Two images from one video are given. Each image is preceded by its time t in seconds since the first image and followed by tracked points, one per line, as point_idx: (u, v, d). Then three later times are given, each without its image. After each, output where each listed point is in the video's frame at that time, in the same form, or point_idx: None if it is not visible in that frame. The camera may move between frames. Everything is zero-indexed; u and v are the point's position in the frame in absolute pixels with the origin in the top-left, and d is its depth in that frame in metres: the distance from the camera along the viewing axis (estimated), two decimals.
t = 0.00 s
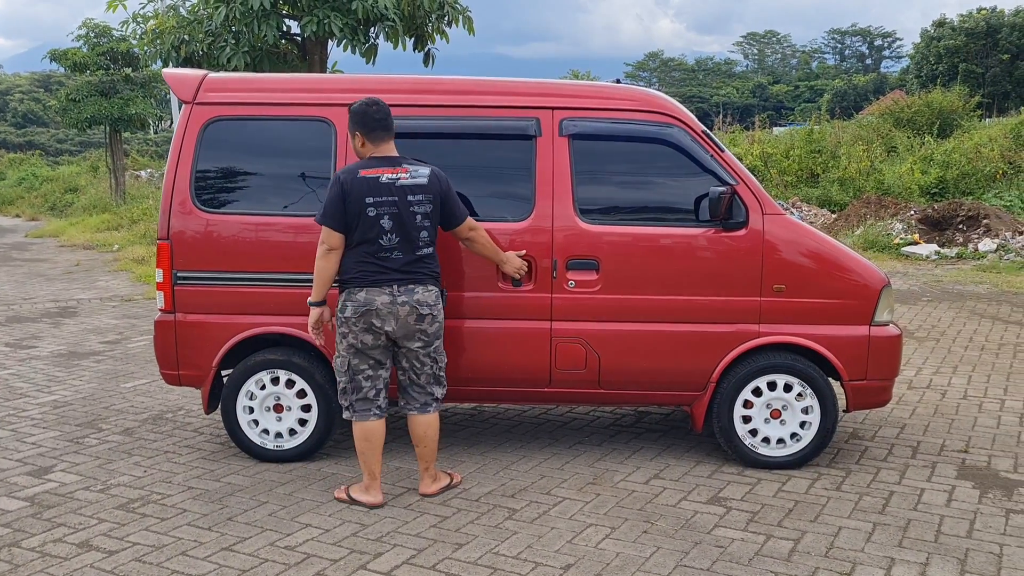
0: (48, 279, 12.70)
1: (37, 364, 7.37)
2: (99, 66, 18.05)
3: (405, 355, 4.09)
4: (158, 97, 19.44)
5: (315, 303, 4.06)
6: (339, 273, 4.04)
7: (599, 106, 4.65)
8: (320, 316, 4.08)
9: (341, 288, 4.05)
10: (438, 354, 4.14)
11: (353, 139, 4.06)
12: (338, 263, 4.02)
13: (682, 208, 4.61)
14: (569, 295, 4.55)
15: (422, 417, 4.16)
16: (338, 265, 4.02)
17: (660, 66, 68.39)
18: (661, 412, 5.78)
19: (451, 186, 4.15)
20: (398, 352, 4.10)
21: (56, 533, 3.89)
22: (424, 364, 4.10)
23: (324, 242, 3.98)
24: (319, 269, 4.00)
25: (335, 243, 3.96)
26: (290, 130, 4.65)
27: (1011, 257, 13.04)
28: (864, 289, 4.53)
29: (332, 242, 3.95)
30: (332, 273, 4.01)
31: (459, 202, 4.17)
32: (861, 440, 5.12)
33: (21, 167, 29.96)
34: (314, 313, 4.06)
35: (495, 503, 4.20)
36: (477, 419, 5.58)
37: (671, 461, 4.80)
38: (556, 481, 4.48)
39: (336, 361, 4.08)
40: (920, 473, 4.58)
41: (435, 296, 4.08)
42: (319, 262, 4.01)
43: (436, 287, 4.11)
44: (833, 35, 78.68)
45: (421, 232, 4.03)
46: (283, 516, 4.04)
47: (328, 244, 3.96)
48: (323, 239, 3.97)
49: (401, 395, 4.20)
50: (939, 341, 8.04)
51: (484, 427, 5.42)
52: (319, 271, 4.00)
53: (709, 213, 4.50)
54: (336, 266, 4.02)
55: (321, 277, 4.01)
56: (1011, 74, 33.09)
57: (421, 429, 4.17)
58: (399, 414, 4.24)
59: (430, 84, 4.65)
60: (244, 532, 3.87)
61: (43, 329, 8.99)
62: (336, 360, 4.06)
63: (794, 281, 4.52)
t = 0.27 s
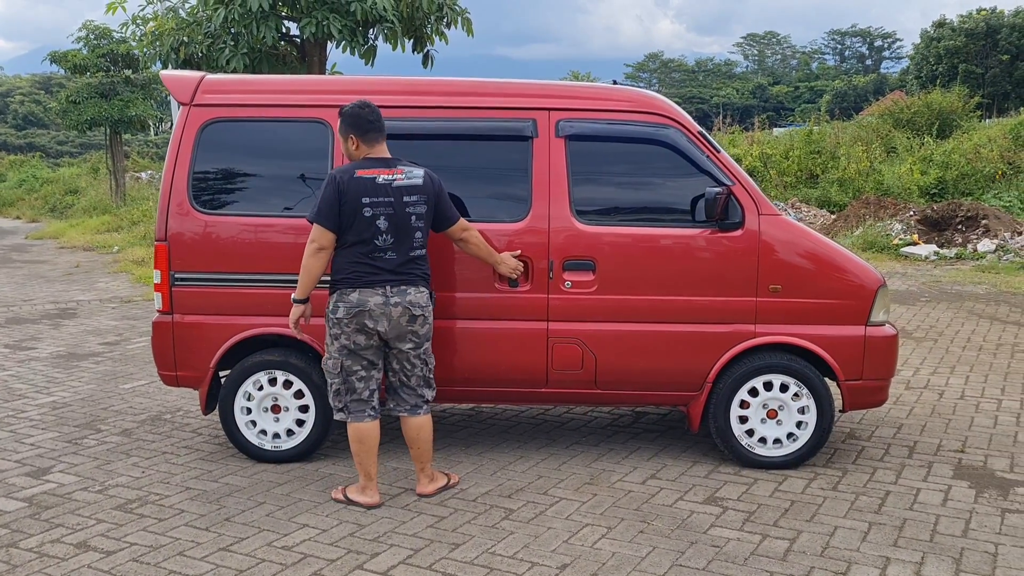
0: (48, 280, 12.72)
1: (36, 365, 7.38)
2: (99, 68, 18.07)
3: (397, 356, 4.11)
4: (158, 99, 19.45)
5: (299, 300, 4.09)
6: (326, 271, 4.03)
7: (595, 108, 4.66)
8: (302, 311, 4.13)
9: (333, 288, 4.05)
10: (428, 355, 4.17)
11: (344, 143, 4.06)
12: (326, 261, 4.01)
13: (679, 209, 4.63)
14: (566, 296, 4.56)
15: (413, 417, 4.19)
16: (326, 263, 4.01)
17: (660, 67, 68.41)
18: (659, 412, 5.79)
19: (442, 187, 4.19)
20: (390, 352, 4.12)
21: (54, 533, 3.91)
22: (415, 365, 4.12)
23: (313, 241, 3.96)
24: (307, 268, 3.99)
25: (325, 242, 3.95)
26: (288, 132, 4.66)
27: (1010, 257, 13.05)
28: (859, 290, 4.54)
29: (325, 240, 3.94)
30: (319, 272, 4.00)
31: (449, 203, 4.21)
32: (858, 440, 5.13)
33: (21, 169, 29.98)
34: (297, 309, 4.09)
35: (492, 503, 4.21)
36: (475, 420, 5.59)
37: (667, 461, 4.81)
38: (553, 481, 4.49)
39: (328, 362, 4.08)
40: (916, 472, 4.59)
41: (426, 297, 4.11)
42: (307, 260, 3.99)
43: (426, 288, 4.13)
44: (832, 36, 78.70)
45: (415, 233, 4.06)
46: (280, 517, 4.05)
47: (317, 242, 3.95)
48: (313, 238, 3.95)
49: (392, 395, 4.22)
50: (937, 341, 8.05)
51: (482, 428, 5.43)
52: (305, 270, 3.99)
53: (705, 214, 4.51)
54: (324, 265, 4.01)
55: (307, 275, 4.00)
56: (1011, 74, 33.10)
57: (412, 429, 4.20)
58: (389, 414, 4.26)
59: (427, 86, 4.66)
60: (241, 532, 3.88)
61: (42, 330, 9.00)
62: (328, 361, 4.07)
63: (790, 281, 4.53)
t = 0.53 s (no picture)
0: (48, 281, 12.73)
1: (35, 366, 7.39)
2: (99, 69, 18.09)
3: (396, 355, 4.12)
4: (158, 100, 19.46)
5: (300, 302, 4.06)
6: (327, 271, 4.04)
7: (593, 108, 4.67)
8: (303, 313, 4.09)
9: (332, 288, 4.06)
10: (427, 355, 4.18)
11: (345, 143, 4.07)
12: (327, 261, 4.02)
13: (677, 209, 4.64)
14: (564, 296, 4.56)
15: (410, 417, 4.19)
16: (327, 262, 4.02)
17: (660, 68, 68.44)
18: (657, 412, 5.80)
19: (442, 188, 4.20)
20: (388, 352, 4.13)
21: (53, 533, 3.91)
22: (414, 364, 4.13)
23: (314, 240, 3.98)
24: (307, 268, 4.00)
25: (326, 240, 3.97)
26: (287, 133, 4.67)
27: (1009, 258, 13.05)
28: (857, 290, 4.55)
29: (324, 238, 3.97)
30: (320, 271, 4.01)
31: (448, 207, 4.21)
32: (856, 441, 5.14)
33: (21, 170, 30.00)
34: (299, 311, 4.07)
35: (490, 503, 4.21)
36: (473, 420, 5.60)
37: (666, 461, 4.82)
38: (551, 481, 4.50)
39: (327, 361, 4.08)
40: (914, 473, 4.59)
41: (424, 296, 4.12)
42: (308, 260, 4.00)
43: (425, 288, 4.15)
44: (832, 37, 78.72)
45: (414, 233, 4.07)
46: (279, 517, 4.06)
47: (318, 241, 3.97)
48: (313, 237, 3.97)
49: (390, 395, 4.23)
50: (936, 341, 8.06)
51: (481, 428, 5.44)
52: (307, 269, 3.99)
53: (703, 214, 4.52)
54: (325, 264, 4.02)
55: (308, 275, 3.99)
56: (1011, 74, 33.10)
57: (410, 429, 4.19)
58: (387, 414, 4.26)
59: (425, 87, 4.67)
60: (239, 533, 3.89)
61: (42, 331, 9.00)
62: (327, 361, 4.07)
63: (787, 281, 4.54)
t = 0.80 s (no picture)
0: (48, 281, 12.73)
1: (35, 366, 7.39)
2: (99, 69, 18.09)
3: (395, 355, 4.12)
4: (158, 100, 19.47)
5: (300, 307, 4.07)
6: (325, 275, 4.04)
7: (592, 109, 4.66)
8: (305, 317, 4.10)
9: (330, 289, 4.06)
10: (426, 354, 4.20)
11: (335, 142, 4.03)
12: (325, 266, 4.03)
13: (676, 209, 4.64)
14: (563, 296, 4.56)
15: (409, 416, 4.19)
16: (325, 267, 4.03)
17: (660, 69, 68.43)
18: (657, 412, 5.81)
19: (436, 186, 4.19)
20: (388, 352, 4.13)
21: (52, 533, 3.92)
22: (414, 364, 4.15)
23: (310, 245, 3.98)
24: (306, 272, 4.01)
25: (322, 245, 3.97)
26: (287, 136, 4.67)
27: (1008, 258, 13.04)
28: (855, 290, 4.55)
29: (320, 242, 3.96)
30: (318, 276, 4.01)
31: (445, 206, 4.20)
32: (854, 441, 5.14)
33: (21, 170, 30.01)
34: (301, 315, 4.07)
35: (488, 503, 4.21)
36: (472, 420, 5.61)
37: (664, 461, 4.82)
38: (550, 481, 4.50)
39: (326, 362, 4.08)
40: (913, 473, 4.60)
41: (423, 296, 4.13)
42: (306, 265, 4.01)
43: (423, 287, 4.16)
44: (832, 37, 78.72)
45: (411, 232, 4.08)
46: (277, 517, 4.06)
47: (315, 246, 3.97)
48: (310, 242, 3.98)
49: (389, 395, 4.23)
50: (935, 341, 8.06)
51: (480, 428, 5.44)
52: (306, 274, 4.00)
53: (703, 214, 4.52)
54: (323, 268, 4.02)
55: (306, 279, 4.00)
56: (1011, 75, 33.10)
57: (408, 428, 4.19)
58: (386, 414, 4.27)
59: (424, 87, 4.66)
60: (238, 532, 3.89)
61: (42, 331, 9.00)
62: (326, 362, 4.07)
63: (786, 280, 4.54)
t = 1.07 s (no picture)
0: (48, 283, 12.73)
1: (36, 367, 7.39)
2: (99, 71, 18.10)
3: (392, 358, 4.12)
4: (158, 102, 19.48)
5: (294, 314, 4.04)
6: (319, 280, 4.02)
7: (591, 110, 4.66)
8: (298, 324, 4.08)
9: (325, 293, 4.05)
10: (421, 356, 4.20)
11: (322, 146, 4.03)
12: (318, 272, 4.01)
13: (676, 210, 4.65)
14: (562, 298, 4.56)
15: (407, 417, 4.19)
16: (319, 273, 4.01)
17: (660, 70, 68.45)
18: (657, 413, 5.81)
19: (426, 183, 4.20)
20: (384, 355, 4.13)
21: (52, 535, 3.92)
22: (410, 366, 4.15)
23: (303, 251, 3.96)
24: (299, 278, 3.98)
25: (315, 252, 3.95)
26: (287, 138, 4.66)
27: (1008, 259, 13.04)
28: (855, 291, 4.55)
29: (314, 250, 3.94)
30: (312, 282, 3.99)
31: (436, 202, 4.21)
32: (855, 442, 5.14)
33: (21, 172, 30.03)
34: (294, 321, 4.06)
35: (488, 505, 4.22)
36: (472, 422, 5.61)
37: (664, 462, 4.82)
38: (550, 483, 4.50)
39: (322, 366, 4.07)
40: (913, 473, 4.60)
41: (419, 298, 4.14)
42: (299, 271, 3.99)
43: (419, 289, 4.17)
44: (833, 38, 78.74)
45: (403, 232, 4.09)
46: (277, 519, 4.06)
47: (307, 253, 3.94)
48: (302, 249, 3.95)
49: (386, 397, 4.23)
50: (935, 342, 8.06)
51: (480, 430, 5.44)
52: (299, 281, 3.97)
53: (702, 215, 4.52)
54: (317, 274, 4.00)
55: (299, 286, 3.98)
56: (1011, 76, 33.12)
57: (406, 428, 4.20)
58: (382, 416, 4.27)
59: (425, 88, 4.65)
60: (238, 534, 3.89)
61: (42, 333, 9.01)
62: (323, 366, 4.06)
63: (786, 282, 4.54)
